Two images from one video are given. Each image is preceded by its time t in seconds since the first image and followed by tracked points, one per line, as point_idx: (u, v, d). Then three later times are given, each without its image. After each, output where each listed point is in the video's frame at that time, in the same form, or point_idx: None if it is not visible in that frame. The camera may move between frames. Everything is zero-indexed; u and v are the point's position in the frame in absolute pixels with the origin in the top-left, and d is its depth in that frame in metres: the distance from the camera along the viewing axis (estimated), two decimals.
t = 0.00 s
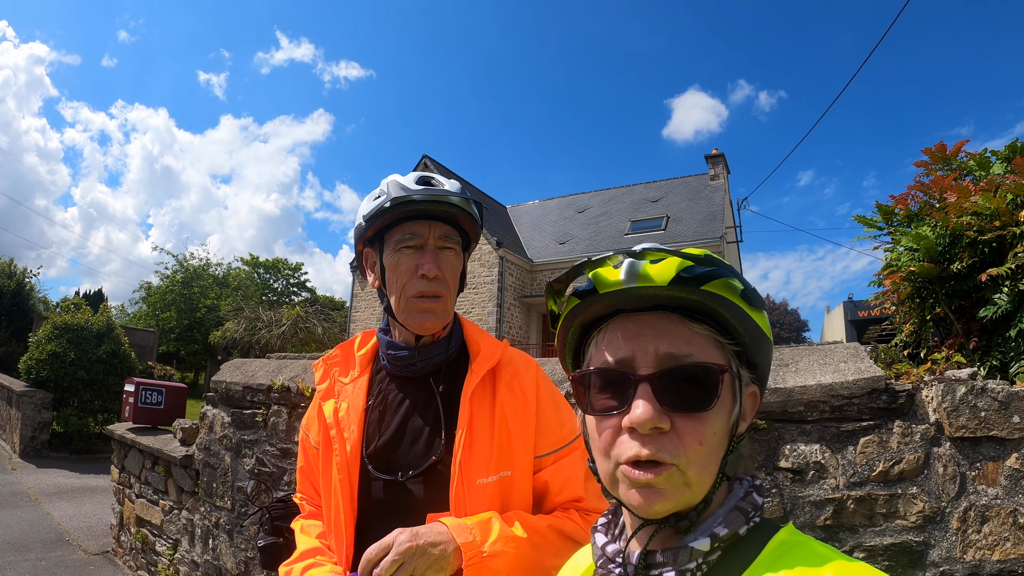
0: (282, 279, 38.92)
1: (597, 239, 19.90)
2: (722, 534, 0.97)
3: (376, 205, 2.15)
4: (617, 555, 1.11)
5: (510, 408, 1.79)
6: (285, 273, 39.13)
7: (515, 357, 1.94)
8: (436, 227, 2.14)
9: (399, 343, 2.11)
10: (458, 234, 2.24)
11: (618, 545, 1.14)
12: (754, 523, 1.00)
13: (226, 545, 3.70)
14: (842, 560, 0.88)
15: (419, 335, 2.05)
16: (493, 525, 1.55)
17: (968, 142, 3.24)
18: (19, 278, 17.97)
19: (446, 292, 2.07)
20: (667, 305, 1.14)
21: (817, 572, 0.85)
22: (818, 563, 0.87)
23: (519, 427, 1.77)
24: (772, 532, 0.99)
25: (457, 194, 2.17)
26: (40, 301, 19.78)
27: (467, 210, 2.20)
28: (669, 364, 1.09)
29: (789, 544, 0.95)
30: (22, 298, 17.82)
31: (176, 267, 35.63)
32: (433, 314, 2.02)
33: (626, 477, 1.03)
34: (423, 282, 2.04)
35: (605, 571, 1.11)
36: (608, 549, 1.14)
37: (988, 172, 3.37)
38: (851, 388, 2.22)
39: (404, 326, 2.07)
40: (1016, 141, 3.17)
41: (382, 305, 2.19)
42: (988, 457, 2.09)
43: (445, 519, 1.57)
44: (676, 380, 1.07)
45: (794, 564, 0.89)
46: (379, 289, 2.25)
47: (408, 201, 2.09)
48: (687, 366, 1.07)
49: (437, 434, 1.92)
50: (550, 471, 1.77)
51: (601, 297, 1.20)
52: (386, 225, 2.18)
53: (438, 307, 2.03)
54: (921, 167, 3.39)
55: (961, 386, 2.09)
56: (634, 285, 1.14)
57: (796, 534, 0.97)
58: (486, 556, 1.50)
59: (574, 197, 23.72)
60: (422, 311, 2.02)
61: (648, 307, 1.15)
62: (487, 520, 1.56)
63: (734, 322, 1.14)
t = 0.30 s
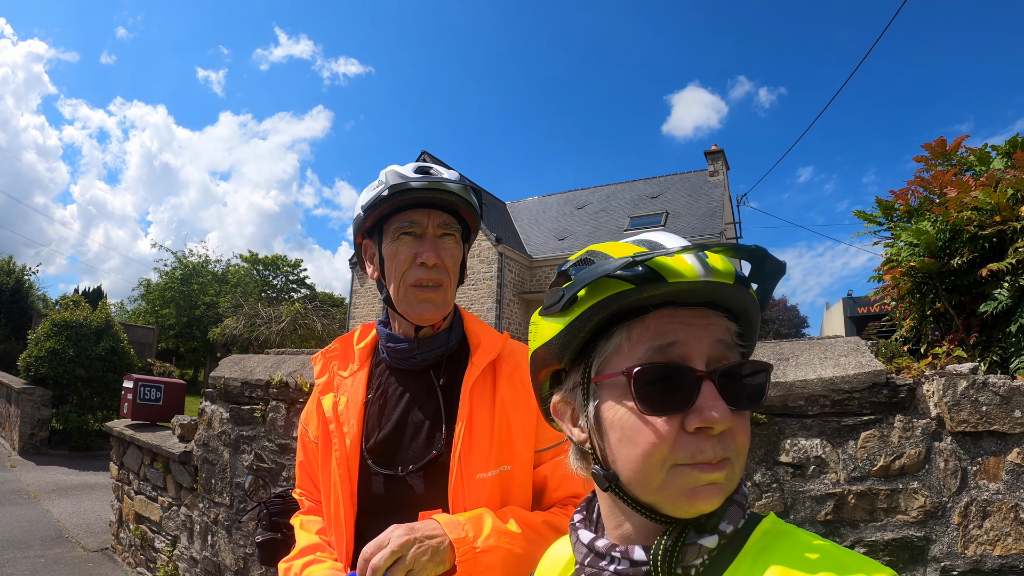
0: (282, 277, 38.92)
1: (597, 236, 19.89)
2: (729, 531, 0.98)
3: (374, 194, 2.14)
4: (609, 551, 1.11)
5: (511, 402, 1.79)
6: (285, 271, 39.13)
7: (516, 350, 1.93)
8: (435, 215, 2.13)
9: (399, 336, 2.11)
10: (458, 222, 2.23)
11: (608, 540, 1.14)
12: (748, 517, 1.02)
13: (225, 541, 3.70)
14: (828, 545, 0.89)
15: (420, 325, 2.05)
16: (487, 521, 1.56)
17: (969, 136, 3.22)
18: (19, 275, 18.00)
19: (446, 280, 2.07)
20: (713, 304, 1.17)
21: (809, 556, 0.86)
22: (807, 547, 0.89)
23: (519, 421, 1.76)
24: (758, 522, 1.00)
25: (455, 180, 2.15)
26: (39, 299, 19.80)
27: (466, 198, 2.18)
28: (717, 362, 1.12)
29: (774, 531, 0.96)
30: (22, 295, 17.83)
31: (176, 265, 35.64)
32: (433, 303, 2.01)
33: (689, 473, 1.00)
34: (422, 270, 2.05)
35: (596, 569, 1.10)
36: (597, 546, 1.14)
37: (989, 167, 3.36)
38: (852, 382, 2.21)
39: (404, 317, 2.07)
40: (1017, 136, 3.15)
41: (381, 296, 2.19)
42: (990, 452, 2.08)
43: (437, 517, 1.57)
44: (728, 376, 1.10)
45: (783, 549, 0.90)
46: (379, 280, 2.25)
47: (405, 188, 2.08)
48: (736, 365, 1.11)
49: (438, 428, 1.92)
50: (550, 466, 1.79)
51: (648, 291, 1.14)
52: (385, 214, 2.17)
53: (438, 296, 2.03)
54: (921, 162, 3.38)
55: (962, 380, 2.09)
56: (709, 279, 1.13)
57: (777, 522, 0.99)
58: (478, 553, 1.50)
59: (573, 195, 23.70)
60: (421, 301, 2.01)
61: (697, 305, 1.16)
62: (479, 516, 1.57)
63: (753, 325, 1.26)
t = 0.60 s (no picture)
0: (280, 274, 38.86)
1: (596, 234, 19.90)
2: (730, 527, 0.98)
3: (372, 187, 2.14)
4: (607, 552, 1.10)
5: (512, 397, 1.78)
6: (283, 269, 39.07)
7: (517, 344, 1.92)
8: (433, 206, 2.13)
9: (398, 330, 2.10)
10: (456, 214, 2.22)
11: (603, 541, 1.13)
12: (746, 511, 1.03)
13: (224, 538, 3.70)
14: (833, 538, 0.92)
15: (420, 318, 2.05)
16: (492, 516, 1.54)
17: (968, 133, 3.23)
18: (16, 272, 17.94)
19: (445, 271, 2.07)
20: (723, 293, 1.18)
21: (817, 551, 0.88)
22: (815, 543, 0.90)
23: (521, 416, 1.76)
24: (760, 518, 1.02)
25: (452, 170, 2.14)
26: (36, 296, 19.73)
27: (464, 189, 2.16)
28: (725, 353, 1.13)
29: (777, 527, 0.98)
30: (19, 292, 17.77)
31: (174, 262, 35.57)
32: (433, 295, 2.02)
33: (694, 467, 1.00)
34: (421, 261, 2.04)
35: (593, 572, 1.09)
36: (592, 547, 1.13)
37: (988, 164, 3.36)
38: (853, 377, 2.20)
39: (402, 310, 2.06)
40: (1017, 133, 3.16)
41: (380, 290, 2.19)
42: (991, 448, 2.09)
43: (442, 509, 1.57)
44: (736, 368, 1.10)
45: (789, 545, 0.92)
46: (378, 274, 2.25)
47: (403, 179, 2.07)
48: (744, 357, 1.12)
49: (439, 425, 1.92)
50: (553, 461, 1.80)
51: (660, 274, 1.13)
52: (383, 207, 2.16)
53: (437, 289, 2.03)
54: (920, 159, 3.39)
55: (963, 376, 2.10)
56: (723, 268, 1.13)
57: (778, 518, 1.01)
58: (482, 548, 1.50)
59: (572, 192, 23.69)
60: (420, 293, 2.01)
61: (708, 293, 1.16)
62: (484, 510, 1.55)
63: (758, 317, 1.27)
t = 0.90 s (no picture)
0: (278, 272, 38.82)
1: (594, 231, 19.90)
2: (719, 521, 0.97)
3: (371, 184, 2.15)
4: (602, 551, 1.10)
5: (513, 391, 1.79)
6: (281, 266, 39.05)
7: (518, 338, 1.92)
8: (432, 202, 2.13)
9: (399, 326, 2.09)
10: (456, 210, 2.22)
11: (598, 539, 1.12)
12: (745, 506, 1.02)
13: (223, 535, 3.70)
14: (832, 532, 0.91)
15: (420, 312, 2.04)
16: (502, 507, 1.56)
17: (966, 130, 3.23)
18: (12, 270, 17.88)
19: (445, 266, 2.06)
20: (691, 289, 1.15)
21: (815, 549, 0.88)
22: (814, 539, 0.90)
23: (523, 410, 1.76)
24: (759, 512, 1.01)
25: (451, 167, 2.14)
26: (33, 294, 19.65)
27: (463, 185, 2.16)
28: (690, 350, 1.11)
29: (777, 523, 0.98)
30: (16, 290, 17.72)
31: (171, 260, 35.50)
32: (433, 289, 2.00)
33: (645, 465, 1.02)
34: (420, 257, 2.04)
35: (590, 570, 1.09)
36: (587, 546, 1.13)
37: (986, 162, 3.37)
38: (852, 373, 2.22)
39: (403, 306, 2.06)
40: (1015, 131, 3.16)
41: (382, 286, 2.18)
42: (988, 444, 2.10)
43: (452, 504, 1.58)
44: (697, 367, 1.07)
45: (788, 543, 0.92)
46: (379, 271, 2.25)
47: (401, 175, 2.07)
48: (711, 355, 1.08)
49: (441, 420, 1.92)
50: (557, 453, 1.78)
51: (616, 274, 1.16)
52: (383, 204, 2.17)
53: (436, 282, 2.01)
54: (918, 156, 3.39)
55: (961, 372, 2.10)
56: (670, 265, 1.12)
57: (778, 513, 1.01)
58: (494, 538, 1.50)
59: (570, 190, 23.67)
60: (420, 288, 2.00)
61: (672, 290, 1.14)
62: (495, 503, 1.57)
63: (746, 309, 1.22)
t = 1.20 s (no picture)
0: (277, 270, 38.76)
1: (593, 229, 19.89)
2: (747, 524, 0.99)
3: (382, 185, 2.14)
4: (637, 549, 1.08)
5: (527, 392, 1.79)
6: (280, 265, 38.99)
7: (531, 339, 1.93)
8: (443, 203, 2.12)
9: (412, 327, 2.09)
10: (467, 210, 2.20)
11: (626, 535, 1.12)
12: (775, 509, 1.03)
13: (226, 535, 3.70)
14: (867, 537, 0.93)
15: (432, 313, 2.04)
16: (509, 512, 1.56)
17: (967, 129, 3.23)
18: (10, 269, 17.82)
19: (457, 267, 2.06)
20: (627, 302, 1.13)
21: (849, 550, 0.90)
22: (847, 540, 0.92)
23: (537, 411, 1.76)
24: (793, 515, 1.02)
25: (462, 167, 2.13)
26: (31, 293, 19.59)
27: (474, 184, 2.15)
28: (633, 360, 1.09)
29: (810, 525, 0.99)
30: (14, 289, 17.67)
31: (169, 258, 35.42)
32: (445, 290, 2.00)
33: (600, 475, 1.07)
34: (432, 257, 2.03)
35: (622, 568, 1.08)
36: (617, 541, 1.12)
37: (988, 160, 3.37)
38: (859, 371, 2.23)
39: (416, 306, 2.05)
40: (1016, 129, 3.16)
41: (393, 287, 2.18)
42: (993, 441, 2.10)
43: (460, 509, 1.56)
44: (634, 376, 1.06)
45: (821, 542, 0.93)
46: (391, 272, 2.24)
47: (412, 176, 2.06)
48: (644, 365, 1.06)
49: (454, 420, 1.91)
50: (569, 454, 1.79)
51: (565, 298, 1.26)
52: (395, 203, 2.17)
53: (448, 283, 2.01)
54: (920, 154, 3.39)
55: (967, 370, 2.10)
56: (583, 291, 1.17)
57: (813, 515, 1.02)
58: (504, 544, 1.50)
59: (569, 187, 23.66)
60: (432, 288, 2.00)
61: (613, 307, 1.15)
62: (502, 508, 1.56)
63: (712, 317, 1.06)
